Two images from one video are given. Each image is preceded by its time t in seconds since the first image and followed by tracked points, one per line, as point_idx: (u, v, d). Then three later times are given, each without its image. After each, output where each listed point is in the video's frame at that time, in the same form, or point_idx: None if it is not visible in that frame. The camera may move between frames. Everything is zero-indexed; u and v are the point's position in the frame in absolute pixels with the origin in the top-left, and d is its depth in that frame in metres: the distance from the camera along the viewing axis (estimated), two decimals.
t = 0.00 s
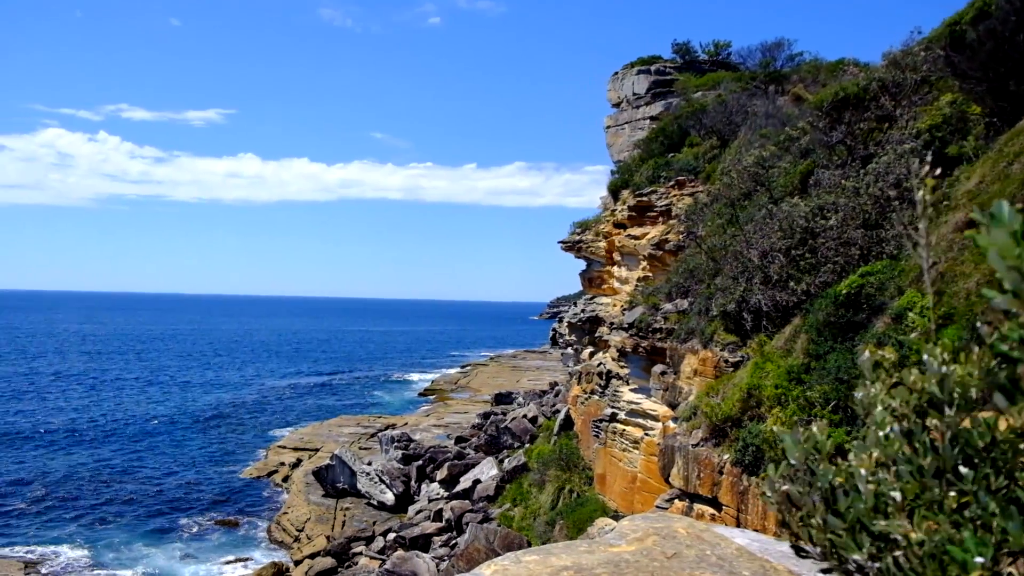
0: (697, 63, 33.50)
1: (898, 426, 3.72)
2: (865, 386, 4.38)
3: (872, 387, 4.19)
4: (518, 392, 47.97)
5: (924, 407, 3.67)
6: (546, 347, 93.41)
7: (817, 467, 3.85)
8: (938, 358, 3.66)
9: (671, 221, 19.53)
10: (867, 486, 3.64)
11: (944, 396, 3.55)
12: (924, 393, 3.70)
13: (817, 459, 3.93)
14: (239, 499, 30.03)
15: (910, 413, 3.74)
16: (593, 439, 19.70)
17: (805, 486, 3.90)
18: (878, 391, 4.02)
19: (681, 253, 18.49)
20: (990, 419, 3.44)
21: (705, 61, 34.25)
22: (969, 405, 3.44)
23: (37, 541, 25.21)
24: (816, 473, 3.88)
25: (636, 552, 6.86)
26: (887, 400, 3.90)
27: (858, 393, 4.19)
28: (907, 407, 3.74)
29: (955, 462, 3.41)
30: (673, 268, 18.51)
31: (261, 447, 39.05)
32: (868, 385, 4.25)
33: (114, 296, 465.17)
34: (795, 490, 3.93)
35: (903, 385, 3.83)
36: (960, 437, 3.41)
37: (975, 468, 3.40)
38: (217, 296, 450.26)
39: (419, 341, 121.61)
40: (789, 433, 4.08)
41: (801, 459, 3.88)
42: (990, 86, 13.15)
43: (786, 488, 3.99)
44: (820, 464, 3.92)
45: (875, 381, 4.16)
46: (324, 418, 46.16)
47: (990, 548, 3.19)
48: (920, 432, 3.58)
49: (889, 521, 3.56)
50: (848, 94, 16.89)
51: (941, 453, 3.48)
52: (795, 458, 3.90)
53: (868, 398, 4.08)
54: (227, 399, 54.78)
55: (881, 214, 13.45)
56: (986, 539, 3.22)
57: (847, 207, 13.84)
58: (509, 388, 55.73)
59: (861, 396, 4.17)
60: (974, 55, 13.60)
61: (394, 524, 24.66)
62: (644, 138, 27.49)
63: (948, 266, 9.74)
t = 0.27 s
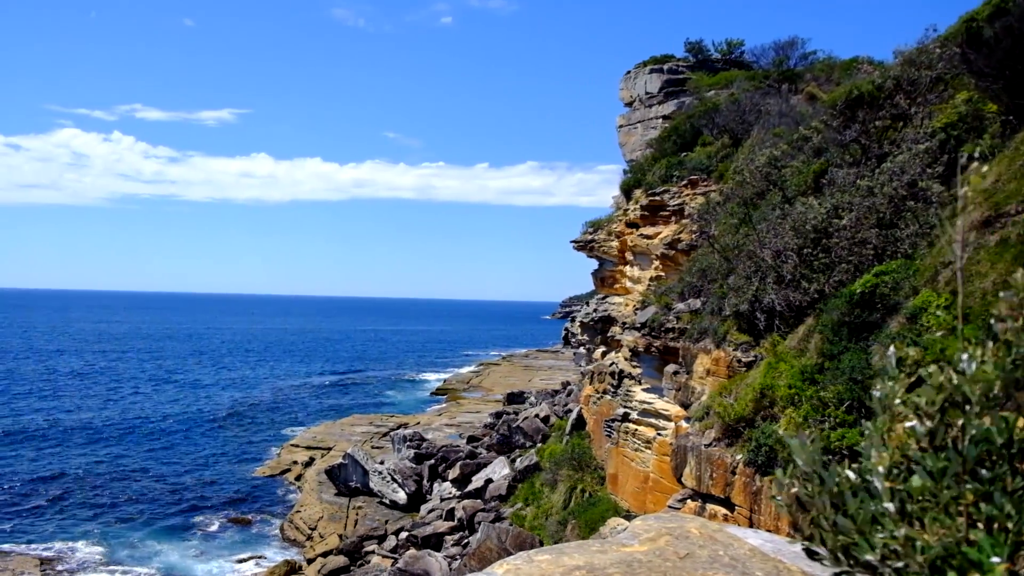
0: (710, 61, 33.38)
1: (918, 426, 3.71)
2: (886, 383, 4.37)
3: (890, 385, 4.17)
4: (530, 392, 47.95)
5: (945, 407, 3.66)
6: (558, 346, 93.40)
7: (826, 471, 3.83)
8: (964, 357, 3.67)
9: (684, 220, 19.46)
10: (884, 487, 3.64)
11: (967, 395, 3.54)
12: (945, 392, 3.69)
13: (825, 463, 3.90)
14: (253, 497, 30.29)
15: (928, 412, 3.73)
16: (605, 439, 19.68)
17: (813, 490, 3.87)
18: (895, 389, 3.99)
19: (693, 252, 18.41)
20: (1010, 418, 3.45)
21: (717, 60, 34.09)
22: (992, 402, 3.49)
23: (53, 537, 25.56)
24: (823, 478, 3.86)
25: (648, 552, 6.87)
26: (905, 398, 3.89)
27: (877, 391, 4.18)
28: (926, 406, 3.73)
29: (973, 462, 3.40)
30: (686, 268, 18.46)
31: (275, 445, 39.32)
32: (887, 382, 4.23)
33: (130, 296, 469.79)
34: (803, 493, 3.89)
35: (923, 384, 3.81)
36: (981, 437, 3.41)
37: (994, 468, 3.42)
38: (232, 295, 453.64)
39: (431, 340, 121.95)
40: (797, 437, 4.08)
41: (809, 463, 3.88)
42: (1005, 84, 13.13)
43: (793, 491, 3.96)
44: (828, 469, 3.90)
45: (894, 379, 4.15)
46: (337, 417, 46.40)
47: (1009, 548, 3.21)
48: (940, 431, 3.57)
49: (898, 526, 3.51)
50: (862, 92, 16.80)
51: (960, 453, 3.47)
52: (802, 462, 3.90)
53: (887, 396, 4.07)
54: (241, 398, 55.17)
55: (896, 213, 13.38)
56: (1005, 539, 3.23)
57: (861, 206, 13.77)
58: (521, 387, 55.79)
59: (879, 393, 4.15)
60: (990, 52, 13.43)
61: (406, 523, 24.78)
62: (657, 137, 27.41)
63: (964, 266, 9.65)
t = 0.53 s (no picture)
0: (724, 60, 33.17)
1: (923, 428, 3.66)
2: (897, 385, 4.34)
3: (901, 387, 4.16)
4: (543, 391, 47.90)
5: (949, 409, 3.59)
6: (571, 347, 93.16)
7: (837, 475, 3.83)
8: (969, 357, 3.65)
9: (698, 220, 19.39)
10: (889, 489, 3.64)
11: (974, 397, 3.51)
12: (950, 394, 3.62)
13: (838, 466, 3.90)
14: (267, 496, 30.54)
15: (932, 415, 3.66)
16: (618, 438, 19.68)
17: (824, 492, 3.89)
18: (904, 392, 3.99)
19: (707, 252, 18.34)
20: None
21: (731, 59, 33.87)
22: (1003, 405, 3.46)
23: (71, 534, 25.93)
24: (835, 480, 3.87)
25: (662, 552, 6.88)
26: (912, 400, 3.84)
27: (887, 393, 4.17)
28: (931, 409, 3.66)
29: (983, 463, 3.42)
30: (699, 267, 18.39)
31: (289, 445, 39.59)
32: (899, 385, 4.19)
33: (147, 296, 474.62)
34: (814, 496, 3.95)
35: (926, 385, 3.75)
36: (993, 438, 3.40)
37: (1006, 468, 3.43)
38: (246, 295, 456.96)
39: (444, 339, 122.19)
40: (807, 439, 4.10)
41: (818, 466, 3.86)
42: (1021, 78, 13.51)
43: (805, 493, 4.00)
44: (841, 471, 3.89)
45: (904, 381, 4.14)
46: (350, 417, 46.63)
47: None
48: (946, 432, 3.54)
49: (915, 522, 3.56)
50: (877, 91, 16.69)
51: (968, 454, 3.48)
52: (811, 465, 3.89)
53: (897, 400, 4.01)
54: (256, 397, 55.53)
55: (911, 213, 13.30)
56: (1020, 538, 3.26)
57: (876, 205, 13.71)
58: (534, 387, 55.73)
59: (890, 395, 4.14)
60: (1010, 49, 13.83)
61: (420, 522, 24.91)
62: (670, 136, 27.30)
63: (980, 266, 9.57)
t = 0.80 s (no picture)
0: (738, 59, 33.01)
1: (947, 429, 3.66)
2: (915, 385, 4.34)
3: (919, 386, 4.14)
4: (556, 391, 47.90)
5: (974, 409, 3.60)
6: (584, 347, 93.03)
7: (862, 471, 3.85)
8: (993, 357, 3.64)
9: (711, 219, 19.33)
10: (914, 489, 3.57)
11: (999, 398, 3.51)
12: (975, 394, 3.62)
13: (862, 463, 3.92)
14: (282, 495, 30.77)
15: (958, 415, 3.66)
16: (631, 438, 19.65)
17: (848, 488, 3.92)
18: (925, 392, 3.97)
19: (721, 251, 18.27)
20: None
21: (745, 58, 33.70)
22: None
23: (89, 532, 26.29)
24: (860, 475, 3.89)
25: (676, 552, 6.90)
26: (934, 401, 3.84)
27: (906, 393, 4.14)
28: (958, 408, 3.65)
29: (1008, 465, 3.40)
30: (712, 267, 18.33)
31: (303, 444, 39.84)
32: (916, 386, 4.21)
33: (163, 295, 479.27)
34: (839, 491, 3.96)
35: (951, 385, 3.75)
36: (1016, 439, 3.40)
37: None
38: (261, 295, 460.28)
39: (457, 339, 122.46)
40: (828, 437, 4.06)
41: (846, 460, 3.85)
42: None
43: (829, 489, 4.02)
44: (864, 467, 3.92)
45: (924, 381, 4.12)
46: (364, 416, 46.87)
47: None
48: (972, 433, 3.53)
49: (936, 525, 3.56)
50: (893, 90, 16.56)
51: (992, 455, 3.47)
52: (841, 459, 3.90)
53: (915, 400, 4.01)
54: (270, 397, 55.91)
55: (927, 212, 13.21)
56: None
57: (892, 205, 13.61)
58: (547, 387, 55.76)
59: (906, 396, 4.12)
60: None
61: (433, 522, 25.02)
62: (683, 136, 27.22)
63: (998, 266, 9.50)
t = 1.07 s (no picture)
0: (752, 58, 32.81)
1: (962, 433, 3.67)
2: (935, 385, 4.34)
3: (938, 386, 4.14)
4: (569, 391, 47.89)
5: (990, 412, 3.62)
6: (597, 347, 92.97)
7: (871, 477, 3.85)
8: (1008, 359, 3.65)
9: (725, 219, 19.25)
10: (928, 493, 3.61)
11: (1015, 400, 3.51)
12: (991, 397, 3.63)
13: (871, 468, 3.92)
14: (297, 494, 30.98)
15: (972, 418, 3.69)
16: (645, 438, 19.62)
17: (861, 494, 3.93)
18: (940, 393, 4.00)
19: (735, 251, 18.19)
20: None
21: (759, 57, 33.50)
22: None
23: (106, 530, 26.63)
24: (869, 481, 3.90)
25: (690, 553, 6.90)
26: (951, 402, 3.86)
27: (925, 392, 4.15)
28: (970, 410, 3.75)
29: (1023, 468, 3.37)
30: (726, 267, 18.25)
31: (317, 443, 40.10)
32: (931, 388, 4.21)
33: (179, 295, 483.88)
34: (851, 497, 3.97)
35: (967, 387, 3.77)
36: None
37: None
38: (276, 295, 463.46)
39: (470, 339, 122.67)
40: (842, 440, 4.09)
41: (853, 467, 3.87)
42: None
43: (842, 494, 4.04)
44: (874, 472, 3.93)
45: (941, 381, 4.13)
46: (377, 416, 47.10)
47: None
48: (987, 436, 3.55)
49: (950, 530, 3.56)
50: (908, 88, 16.41)
51: (1007, 458, 3.44)
52: (848, 465, 3.90)
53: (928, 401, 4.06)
54: (284, 396, 56.24)
55: (943, 211, 13.10)
56: None
57: (907, 204, 13.51)
58: (560, 388, 55.74)
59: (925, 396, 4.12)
60: None
61: (446, 522, 25.08)
62: (697, 135, 27.11)
63: (1016, 265, 9.41)
